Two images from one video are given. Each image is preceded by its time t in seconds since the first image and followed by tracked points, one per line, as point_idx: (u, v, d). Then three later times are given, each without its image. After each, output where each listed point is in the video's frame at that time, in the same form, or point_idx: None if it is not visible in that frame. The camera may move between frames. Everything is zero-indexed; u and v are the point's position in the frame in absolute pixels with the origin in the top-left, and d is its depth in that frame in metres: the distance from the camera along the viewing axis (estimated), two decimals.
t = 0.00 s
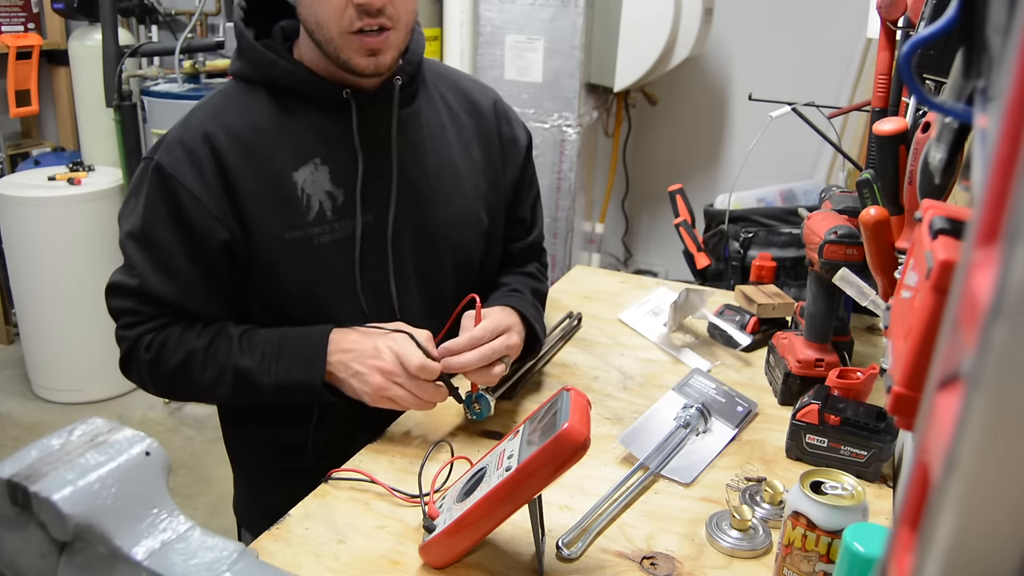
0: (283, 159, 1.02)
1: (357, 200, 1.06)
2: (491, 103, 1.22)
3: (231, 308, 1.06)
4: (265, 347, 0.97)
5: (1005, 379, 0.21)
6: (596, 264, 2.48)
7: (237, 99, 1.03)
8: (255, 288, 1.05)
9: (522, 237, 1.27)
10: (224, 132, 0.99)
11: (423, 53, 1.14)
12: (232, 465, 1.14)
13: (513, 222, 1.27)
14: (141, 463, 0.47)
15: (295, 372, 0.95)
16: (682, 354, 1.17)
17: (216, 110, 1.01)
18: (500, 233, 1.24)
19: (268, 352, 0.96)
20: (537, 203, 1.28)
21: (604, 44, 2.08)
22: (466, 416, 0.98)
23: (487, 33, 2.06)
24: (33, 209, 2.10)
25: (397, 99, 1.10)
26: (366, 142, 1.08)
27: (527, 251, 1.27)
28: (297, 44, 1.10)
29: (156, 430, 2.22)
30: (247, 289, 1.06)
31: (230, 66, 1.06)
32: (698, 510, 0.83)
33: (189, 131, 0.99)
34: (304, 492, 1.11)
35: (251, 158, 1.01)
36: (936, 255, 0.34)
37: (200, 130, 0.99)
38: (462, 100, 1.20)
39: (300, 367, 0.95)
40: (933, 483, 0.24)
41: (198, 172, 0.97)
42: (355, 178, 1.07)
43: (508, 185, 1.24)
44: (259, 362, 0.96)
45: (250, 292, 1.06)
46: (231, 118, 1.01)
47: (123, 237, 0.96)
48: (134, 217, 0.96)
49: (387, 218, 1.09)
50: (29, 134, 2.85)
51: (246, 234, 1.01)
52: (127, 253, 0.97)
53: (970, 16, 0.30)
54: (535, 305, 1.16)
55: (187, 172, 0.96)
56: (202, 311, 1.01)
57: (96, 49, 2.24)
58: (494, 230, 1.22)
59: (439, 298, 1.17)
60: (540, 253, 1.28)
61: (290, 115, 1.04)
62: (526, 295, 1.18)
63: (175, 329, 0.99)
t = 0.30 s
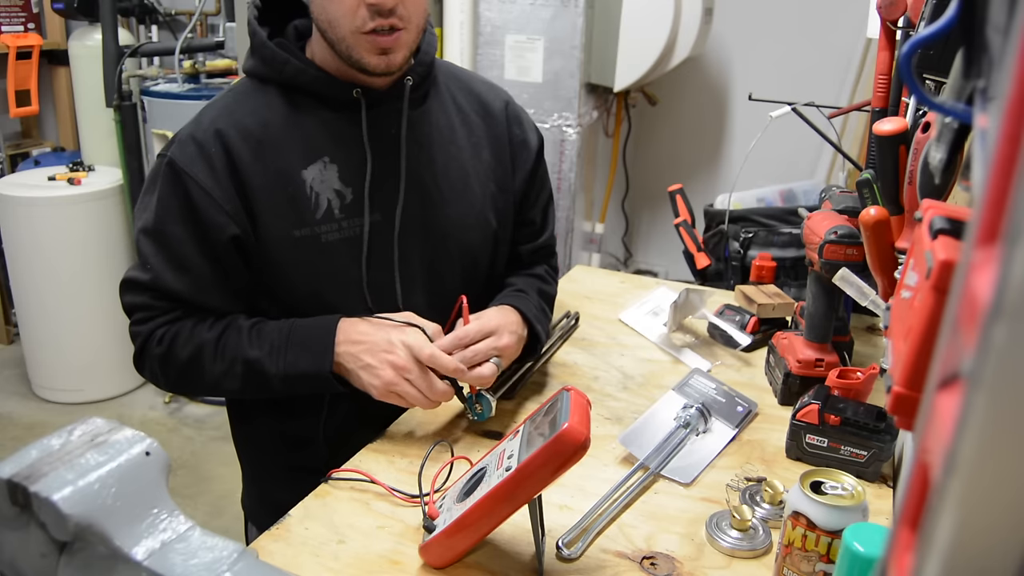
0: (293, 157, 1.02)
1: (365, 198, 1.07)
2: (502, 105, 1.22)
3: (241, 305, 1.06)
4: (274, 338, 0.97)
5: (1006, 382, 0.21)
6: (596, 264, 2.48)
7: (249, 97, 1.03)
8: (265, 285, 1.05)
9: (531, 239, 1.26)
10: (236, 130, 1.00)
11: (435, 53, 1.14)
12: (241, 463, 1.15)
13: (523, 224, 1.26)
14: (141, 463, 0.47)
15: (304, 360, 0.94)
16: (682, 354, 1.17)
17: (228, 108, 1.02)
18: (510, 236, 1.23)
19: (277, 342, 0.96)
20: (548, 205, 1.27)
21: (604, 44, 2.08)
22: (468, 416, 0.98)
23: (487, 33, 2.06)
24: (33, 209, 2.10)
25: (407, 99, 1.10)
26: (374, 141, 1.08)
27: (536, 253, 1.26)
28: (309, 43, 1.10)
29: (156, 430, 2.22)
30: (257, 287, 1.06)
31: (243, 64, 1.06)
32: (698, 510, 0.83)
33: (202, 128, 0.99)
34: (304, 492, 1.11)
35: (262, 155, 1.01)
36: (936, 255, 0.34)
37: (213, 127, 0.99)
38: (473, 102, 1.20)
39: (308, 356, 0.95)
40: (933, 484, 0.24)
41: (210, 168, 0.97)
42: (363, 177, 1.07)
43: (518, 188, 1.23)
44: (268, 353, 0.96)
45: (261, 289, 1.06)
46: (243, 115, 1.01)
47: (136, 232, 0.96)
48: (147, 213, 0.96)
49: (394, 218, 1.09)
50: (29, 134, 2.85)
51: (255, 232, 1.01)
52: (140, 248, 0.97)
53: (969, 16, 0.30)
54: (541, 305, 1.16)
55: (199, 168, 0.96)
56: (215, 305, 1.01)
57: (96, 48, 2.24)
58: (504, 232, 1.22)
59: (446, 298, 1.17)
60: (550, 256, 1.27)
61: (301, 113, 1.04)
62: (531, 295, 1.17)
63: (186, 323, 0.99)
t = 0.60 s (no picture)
0: (300, 158, 1.02)
1: (373, 200, 1.07)
2: (509, 106, 1.22)
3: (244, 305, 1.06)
4: (260, 339, 0.95)
5: (1006, 382, 0.21)
6: (596, 264, 2.48)
7: (256, 97, 1.03)
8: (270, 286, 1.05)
9: (536, 241, 1.26)
10: (244, 131, 1.00)
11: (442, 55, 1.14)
12: (244, 462, 1.15)
13: (529, 226, 1.26)
14: (141, 463, 0.47)
15: (284, 362, 0.92)
16: (682, 354, 1.17)
17: (235, 109, 1.02)
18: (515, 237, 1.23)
19: (262, 342, 0.94)
20: (553, 207, 1.27)
21: (604, 45, 2.08)
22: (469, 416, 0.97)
23: (487, 34, 2.06)
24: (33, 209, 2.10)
25: (415, 101, 1.10)
26: (382, 143, 1.08)
27: (541, 255, 1.26)
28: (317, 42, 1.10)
29: (156, 430, 2.22)
30: (263, 287, 1.06)
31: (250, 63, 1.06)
32: (698, 510, 0.83)
33: (209, 128, 0.99)
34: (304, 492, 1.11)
35: (269, 155, 1.01)
36: (936, 255, 0.34)
37: (219, 127, 0.99)
38: (480, 103, 1.20)
39: (287, 356, 0.92)
40: (933, 483, 0.24)
41: (217, 168, 0.97)
42: (371, 178, 1.07)
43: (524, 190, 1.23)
44: (252, 353, 0.94)
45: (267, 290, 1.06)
46: (251, 116, 1.01)
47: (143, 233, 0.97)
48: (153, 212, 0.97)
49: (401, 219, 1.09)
50: (29, 134, 2.85)
51: (262, 233, 1.01)
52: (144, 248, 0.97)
53: (969, 15, 0.30)
54: (544, 309, 1.15)
55: (206, 168, 0.96)
56: (212, 306, 0.99)
57: (96, 48, 2.24)
58: (509, 234, 1.22)
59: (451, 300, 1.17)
60: (555, 258, 1.27)
61: (308, 114, 1.04)
62: (534, 298, 1.16)
63: (181, 321, 0.99)
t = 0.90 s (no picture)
0: (299, 157, 1.01)
1: (373, 199, 1.06)
2: (504, 106, 1.23)
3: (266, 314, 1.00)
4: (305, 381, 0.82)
5: (1005, 382, 0.21)
6: (596, 264, 2.48)
7: (256, 97, 1.02)
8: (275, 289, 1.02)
9: (532, 239, 1.27)
10: (249, 129, 0.99)
11: (437, 54, 1.14)
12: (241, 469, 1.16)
13: (524, 224, 1.27)
14: (141, 463, 0.47)
15: (323, 414, 0.77)
16: (682, 354, 1.17)
17: (238, 107, 1.01)
18: (510, 236, 1.24)
19: (304, 389, 0.80)
20: (547, 205, 1.28)
21: (604, 45, 2.08)
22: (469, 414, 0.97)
23: (487, 34, 2.06)
24: (33, 209, 2.10)
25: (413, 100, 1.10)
26: (381, 142, 1.08)
27: (537, 253, 1.27)
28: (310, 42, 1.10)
29: (156, 429, 2.22)
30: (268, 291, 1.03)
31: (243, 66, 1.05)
32: (698, 510, 0.83)
33: (215, 127, 0.98)
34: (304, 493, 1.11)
35: (273, 154, 0.99)
36: (935, 255, 0.34)
37: (225, 125, 0.98)
38: (475, 102, 1.20)
39: (332, 408, 0.77)
40: (933, 483, 0.24)
41: (222, 164, 0.96)
42: (371, 177, 1.07)
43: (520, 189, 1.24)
44: (293, 395, 0.80)
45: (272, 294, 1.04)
46: (253, 115, 1.00)
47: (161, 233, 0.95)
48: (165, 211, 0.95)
49: (400, 218, 1.09)
50: (29, 134, 2.85)
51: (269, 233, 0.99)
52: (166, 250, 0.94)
53: (970, 17, 0.30)
54: (542, 311, 1.14)
55: (213, 164, 0.95)
56: (251, 303, 0.94)
57: (96, 48, 2.24)
58: (505, 232, 1.23)
59: (449, 298, 1.17)
60: (551, 257, 1.28)
61: (309, 115, 1.03)
62: (532, 299, 1.16)
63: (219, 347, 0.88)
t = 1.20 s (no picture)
0: (308, 159, 1.00)
1: (380, 203, 1.06)
2: (494, 105, 1.23)
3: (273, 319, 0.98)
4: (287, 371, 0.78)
5: (1006, 384, 0.21)
6: (596, 264, 2.48)
7: (256, 98, 1.00)
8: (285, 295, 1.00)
9: (523, 237, 1.27)
10: (257, 131, 0.96)
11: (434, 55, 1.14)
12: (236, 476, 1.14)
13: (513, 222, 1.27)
14: (141, 463, 0.47)
15: (310, 401, 0.73)
16: (682, 354, 1.17)
17: (238, 107, 0.97)
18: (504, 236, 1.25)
19: (288, 377, 0.76)
20: (533, 203, 1.29)
21: (604, 45, 2.08)
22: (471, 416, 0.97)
23: (487, 34, 2.06)
24: (32, 209, 2.11)
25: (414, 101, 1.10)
26: (386, 144, 1.08)
27: (527, 252, 1.27)
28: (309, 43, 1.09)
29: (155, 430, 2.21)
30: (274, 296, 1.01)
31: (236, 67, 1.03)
32: (698, 510, 0.83)
33: (218, 126, 0.94)
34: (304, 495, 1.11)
35: (282, 156, 0.98)
36: (936, 255, 0.34)
37: (233, 126, 0.95)
38: (468, 103, 1.20)
39: (317, 394, 0.73)
40: (933, 483, 0.24)
41: (233, 164, 0.92)
42: (376, 180, 1.06)
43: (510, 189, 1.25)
44: (273, 385, 0.76)
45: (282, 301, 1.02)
46: (258, 116, 0.98)
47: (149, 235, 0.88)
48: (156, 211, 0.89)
49: (405, 221, 1.09)
50: (29, 134, 2.85)
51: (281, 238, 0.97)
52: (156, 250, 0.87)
53: (970, 16, 0.30)
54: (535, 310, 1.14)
55: (222, 163, 0.91)
56: (244, 306, 0.87)
57: (96, 48, 2.24)
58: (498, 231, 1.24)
59: (445, 298, 1.17)
60: (537, 255, 1.29)
61: (313, 117, 1.02)
62: (525, 299, 1.16)
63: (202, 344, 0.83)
